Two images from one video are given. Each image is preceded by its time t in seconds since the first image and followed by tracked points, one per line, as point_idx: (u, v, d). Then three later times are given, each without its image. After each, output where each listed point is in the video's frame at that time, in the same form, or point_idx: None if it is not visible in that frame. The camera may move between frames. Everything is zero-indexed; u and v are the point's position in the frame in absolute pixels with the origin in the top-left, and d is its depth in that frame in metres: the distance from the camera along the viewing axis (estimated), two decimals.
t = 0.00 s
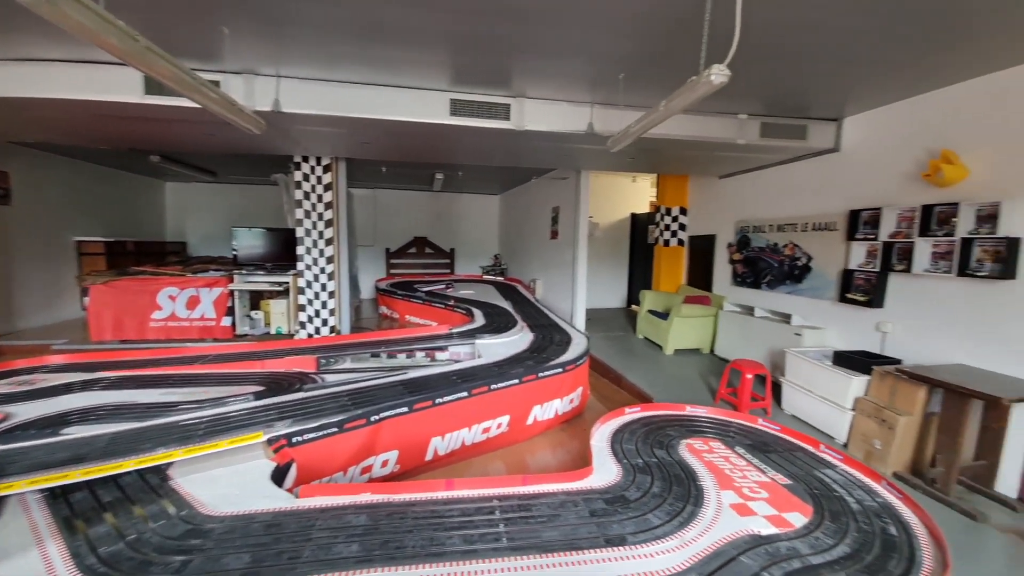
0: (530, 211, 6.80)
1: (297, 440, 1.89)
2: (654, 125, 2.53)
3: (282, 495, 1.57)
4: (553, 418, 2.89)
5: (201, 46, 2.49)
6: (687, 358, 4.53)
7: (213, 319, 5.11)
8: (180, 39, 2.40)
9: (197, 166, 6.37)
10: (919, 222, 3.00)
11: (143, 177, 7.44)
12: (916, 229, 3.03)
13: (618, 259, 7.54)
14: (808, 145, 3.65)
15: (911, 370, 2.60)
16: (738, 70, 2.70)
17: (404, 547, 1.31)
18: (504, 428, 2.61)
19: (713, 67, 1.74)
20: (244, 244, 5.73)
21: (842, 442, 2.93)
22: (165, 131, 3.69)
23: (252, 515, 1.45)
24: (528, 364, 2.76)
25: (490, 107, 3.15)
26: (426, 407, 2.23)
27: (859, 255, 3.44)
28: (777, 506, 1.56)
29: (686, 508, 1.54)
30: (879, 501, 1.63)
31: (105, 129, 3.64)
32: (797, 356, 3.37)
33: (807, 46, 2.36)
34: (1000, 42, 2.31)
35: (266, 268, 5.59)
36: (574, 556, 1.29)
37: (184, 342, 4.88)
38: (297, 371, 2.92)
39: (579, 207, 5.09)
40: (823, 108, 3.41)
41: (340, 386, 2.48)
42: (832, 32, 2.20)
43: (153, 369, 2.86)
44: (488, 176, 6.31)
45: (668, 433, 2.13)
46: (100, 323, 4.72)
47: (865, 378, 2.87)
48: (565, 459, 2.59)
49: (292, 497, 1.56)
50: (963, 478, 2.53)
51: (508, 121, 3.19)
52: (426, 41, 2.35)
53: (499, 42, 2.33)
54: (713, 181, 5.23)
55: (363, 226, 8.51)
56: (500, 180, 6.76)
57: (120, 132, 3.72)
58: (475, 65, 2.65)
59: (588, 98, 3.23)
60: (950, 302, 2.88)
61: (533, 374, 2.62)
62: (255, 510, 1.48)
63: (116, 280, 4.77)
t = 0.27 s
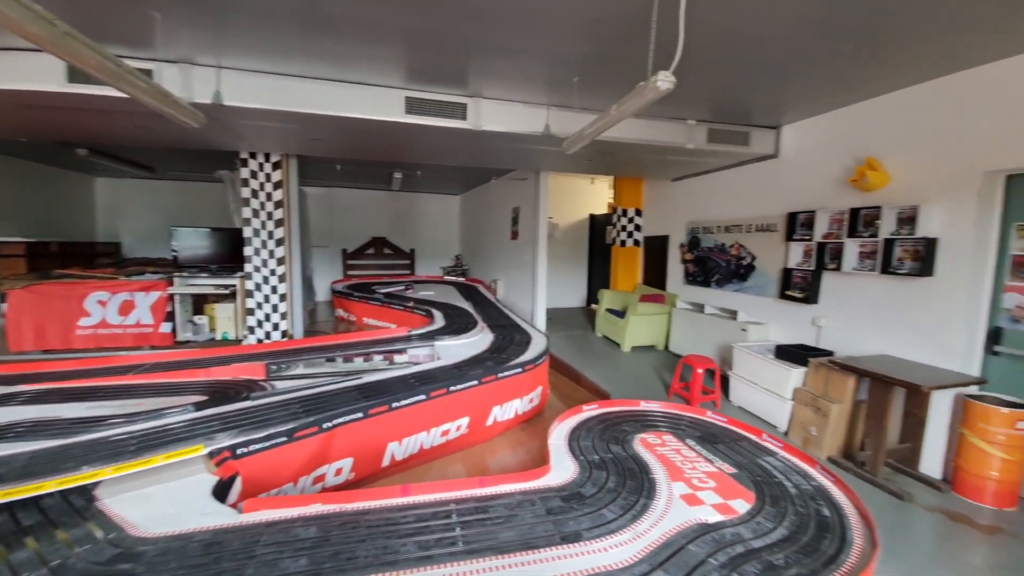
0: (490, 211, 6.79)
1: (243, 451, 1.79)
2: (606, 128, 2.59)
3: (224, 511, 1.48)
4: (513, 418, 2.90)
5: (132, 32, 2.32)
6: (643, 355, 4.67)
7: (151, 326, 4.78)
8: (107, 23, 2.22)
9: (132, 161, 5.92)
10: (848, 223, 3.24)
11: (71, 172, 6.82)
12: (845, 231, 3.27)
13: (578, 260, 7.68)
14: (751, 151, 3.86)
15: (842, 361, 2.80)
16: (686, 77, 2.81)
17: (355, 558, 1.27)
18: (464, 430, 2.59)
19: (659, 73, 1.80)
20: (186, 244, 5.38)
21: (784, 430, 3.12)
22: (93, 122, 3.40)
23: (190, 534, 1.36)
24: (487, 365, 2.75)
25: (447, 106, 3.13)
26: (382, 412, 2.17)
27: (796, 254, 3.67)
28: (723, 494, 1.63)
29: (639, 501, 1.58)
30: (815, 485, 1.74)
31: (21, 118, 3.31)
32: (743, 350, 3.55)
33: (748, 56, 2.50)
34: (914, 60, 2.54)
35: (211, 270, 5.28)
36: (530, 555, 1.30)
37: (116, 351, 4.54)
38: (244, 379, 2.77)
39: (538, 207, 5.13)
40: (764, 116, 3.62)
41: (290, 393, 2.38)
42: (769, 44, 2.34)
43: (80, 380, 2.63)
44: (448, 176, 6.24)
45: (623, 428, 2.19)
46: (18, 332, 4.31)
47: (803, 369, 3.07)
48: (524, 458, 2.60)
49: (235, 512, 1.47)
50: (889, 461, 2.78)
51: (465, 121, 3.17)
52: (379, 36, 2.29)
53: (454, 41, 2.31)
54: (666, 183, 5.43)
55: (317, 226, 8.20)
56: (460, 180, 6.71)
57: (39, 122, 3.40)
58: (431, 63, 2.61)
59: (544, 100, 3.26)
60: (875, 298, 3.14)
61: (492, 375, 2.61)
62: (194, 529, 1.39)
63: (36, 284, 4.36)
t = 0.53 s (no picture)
0: (446, 210, 6.72)
1: (174, 466, 1.65)
2: (556, 129, 2.63)
3: (150, 531, 1.37)
4: (469, 418, 2.88)
5: (40, 8, 2.09)
6: (597, 351, 4.79)
7: (70, 333, 4.37)
8: None
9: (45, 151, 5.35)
10: (781, 224, 3.48)
11: None
12: (779, 231, 3.51)
13: (534, 258, 7.75)
14: (695, 154, 4.05)
15: (776, 352, 3.00)
16: (633, 81, 2.90)
17: (299, 571, 1.21)
18: (418, 432, 2.54)
19: (605, 76, 1.84)
20: (110, 243, 4.93)
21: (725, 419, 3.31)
22: None
23: (111, 558, 1.25)
24: (441, 366, 2.72)
25: (397, 102, 3.06)
26: (331, 418, 2.09)
27: (736, 253, 3.89)
28: (668, 483, 1.70)
29: (589, 495, 1.62)
30: (752, 469, 1.85)
31: None
32: (689, 344, 3.72)
33: (690, 63, 2.62)
34: (836, 72, 2.76)
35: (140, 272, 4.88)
36: (481, 556, 1.30)
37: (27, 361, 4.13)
38: (178, 388, 2.57)
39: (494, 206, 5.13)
40: (707, 121, 3.81)
41: (230, 402, 2.24)
42: (709, 52, 2.46)
43: None
44: (402, 173, 6.12)
45: (576, 424, 2.23)
46: None
47: (742, 361, 3.26)
48: (480, 458, 2.59)
49: (165, 531, 1.36)
50: (818, 443, 3.02)
51: (417, 117, 3.12)
52: (323, 26, 2.20)
53: (402, 35, 2.27)
54: (617, 184, 5.59)
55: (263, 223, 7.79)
56: (415, 178, 6.59)
57: None
58: (379, 57, 2.54)
59: (497, 99, 3.26)
60: (804, 293, 3.38)
61: (447, 376, 2.59)
62: (116, 552, 1.27)
63: None
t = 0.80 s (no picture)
0: (400, 211, 6.59)
1: (92, 489, 1.48)
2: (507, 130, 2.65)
3: (66, 559, 1.24)
4: (423, 422, 2.83)
5: None
6: (552, 351, 4.86)
7: None
8: None
9: None
10: (720, 226, 3.69)
11: None
12: (719, 232, 3.72)
13: (490, 259, 7.76)
14: (642, 158, 4.20)
15: (717, 347, 3.15)
16: (582, 86, 2.97)
17: None
18: (370, 439, 2.47)
19: (552, 80, 1.88)
20: (23, 244, 4.50)
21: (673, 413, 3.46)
22: None
23: None
24: (394, 370, 2.66)
25: (344, 98, 2.97)
26: (275, 428, 1.99)
27: (680, 254, 4.08)
28: (618, 478, 1.75)
29: (542, 494, 1.63)
30: (695, 460, 1.94)
31: None
32: (639, 342, 3.86)
33: (636, 71, 2.71)
34: (767, 84, 2.96)
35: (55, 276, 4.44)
36: (432, 563, 1.27)
37: None
38: (100, 402, 2.35)
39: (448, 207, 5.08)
40: (653, 127, 3.96)
41: (159, 415, 2.07)
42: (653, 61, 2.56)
43: None
44: (353, 172, 5.94)
45: (530, 423, 2.25)
46: None
47: (687, 357, 3.42)
48: (434, 462, 2.56)
49: (79, 561, 1.24)
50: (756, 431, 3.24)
51: (365, 115, 3.04)
52: (261, 17, 2.10)
53: (348, 30, 2.20)
54: (570, 186, 5.70)
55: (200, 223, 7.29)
56: (366, 177, 6.40)
57: None
58: (324, 51, 2.45)
59: (448, 99, 3.23)
60: (742, 291, 3.59)
61: (399, 380, 2.53)
62: None
63: None
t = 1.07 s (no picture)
0: (352, 210, 6.40)
1: None
2: (458, 130, 2.63)
3: None
4: (375, 427, 2.76)
5: None
6: (508, 351, 4.88)
7: None
8: None
9: None
10: (667, 228, 3.85)
11: None
12: (665, 234, 3.88)
13: (447, 260, 7.68)
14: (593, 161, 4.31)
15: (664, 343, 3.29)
16: (533, 88, 3.01)
17: None
18: (318, 447, 2.37)
19: (500, 81, 1.89)
20: None
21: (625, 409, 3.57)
22: None
23: None
24: (344, 374, 2.57)
25: (287, 92, 2.84)
26: (211, 440, 1.87)
27: (631, 254, 4.22)
28: (569, 474, 1.78)
29: (494, 494, 1.63)
30: (643, 453, 2.01)
31: None
32: (592, 341, 3.95)
33: (585, 75, 2.78)
34: (707, 94, 3.12)
35: None
36: (379, 571, 1.24)
37: None
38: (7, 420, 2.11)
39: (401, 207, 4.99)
40: (603, 131, 4.08)
41: (77, 431, 1.89)
42: (601, 67, 2.64)
43: None
44: (300, 169, 5.70)
45: (484, 424, 2.25)
46: None
47: (637, 353, 3.54)
48: (387, 468, 2.50)
49: None
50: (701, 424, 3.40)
51: (311, 110, 2.92)
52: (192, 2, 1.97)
53: (290, 21, 2.11)
54: (525, 187, 5.75)
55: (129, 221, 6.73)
56: (315, 175, 6.16)
57: None
58: (264, 42, 2.34)
59: (398, 96, 3.17)
60: (687, 290, 3.77)
61: (349, 385, 2.45)
62: None
63: None
